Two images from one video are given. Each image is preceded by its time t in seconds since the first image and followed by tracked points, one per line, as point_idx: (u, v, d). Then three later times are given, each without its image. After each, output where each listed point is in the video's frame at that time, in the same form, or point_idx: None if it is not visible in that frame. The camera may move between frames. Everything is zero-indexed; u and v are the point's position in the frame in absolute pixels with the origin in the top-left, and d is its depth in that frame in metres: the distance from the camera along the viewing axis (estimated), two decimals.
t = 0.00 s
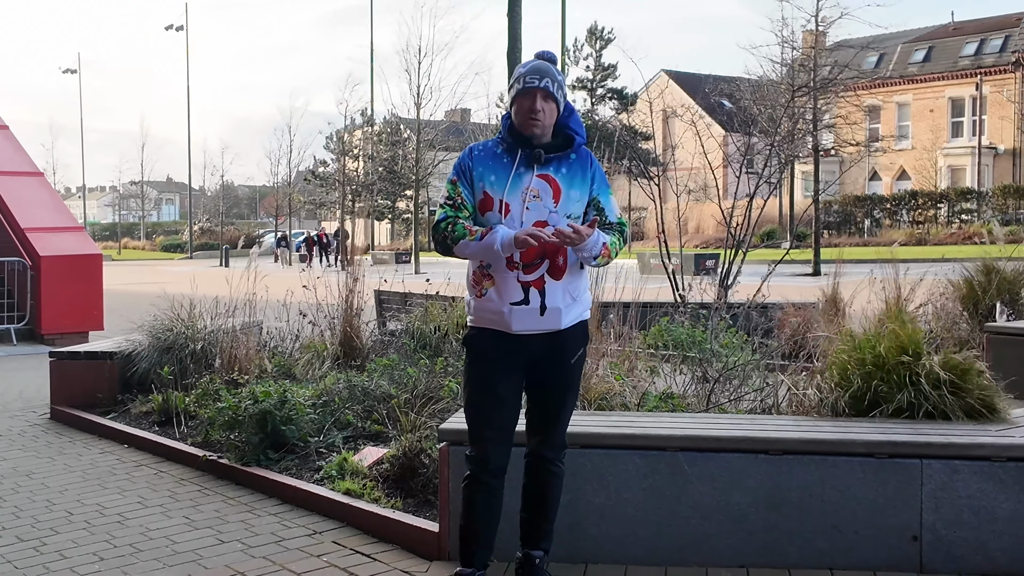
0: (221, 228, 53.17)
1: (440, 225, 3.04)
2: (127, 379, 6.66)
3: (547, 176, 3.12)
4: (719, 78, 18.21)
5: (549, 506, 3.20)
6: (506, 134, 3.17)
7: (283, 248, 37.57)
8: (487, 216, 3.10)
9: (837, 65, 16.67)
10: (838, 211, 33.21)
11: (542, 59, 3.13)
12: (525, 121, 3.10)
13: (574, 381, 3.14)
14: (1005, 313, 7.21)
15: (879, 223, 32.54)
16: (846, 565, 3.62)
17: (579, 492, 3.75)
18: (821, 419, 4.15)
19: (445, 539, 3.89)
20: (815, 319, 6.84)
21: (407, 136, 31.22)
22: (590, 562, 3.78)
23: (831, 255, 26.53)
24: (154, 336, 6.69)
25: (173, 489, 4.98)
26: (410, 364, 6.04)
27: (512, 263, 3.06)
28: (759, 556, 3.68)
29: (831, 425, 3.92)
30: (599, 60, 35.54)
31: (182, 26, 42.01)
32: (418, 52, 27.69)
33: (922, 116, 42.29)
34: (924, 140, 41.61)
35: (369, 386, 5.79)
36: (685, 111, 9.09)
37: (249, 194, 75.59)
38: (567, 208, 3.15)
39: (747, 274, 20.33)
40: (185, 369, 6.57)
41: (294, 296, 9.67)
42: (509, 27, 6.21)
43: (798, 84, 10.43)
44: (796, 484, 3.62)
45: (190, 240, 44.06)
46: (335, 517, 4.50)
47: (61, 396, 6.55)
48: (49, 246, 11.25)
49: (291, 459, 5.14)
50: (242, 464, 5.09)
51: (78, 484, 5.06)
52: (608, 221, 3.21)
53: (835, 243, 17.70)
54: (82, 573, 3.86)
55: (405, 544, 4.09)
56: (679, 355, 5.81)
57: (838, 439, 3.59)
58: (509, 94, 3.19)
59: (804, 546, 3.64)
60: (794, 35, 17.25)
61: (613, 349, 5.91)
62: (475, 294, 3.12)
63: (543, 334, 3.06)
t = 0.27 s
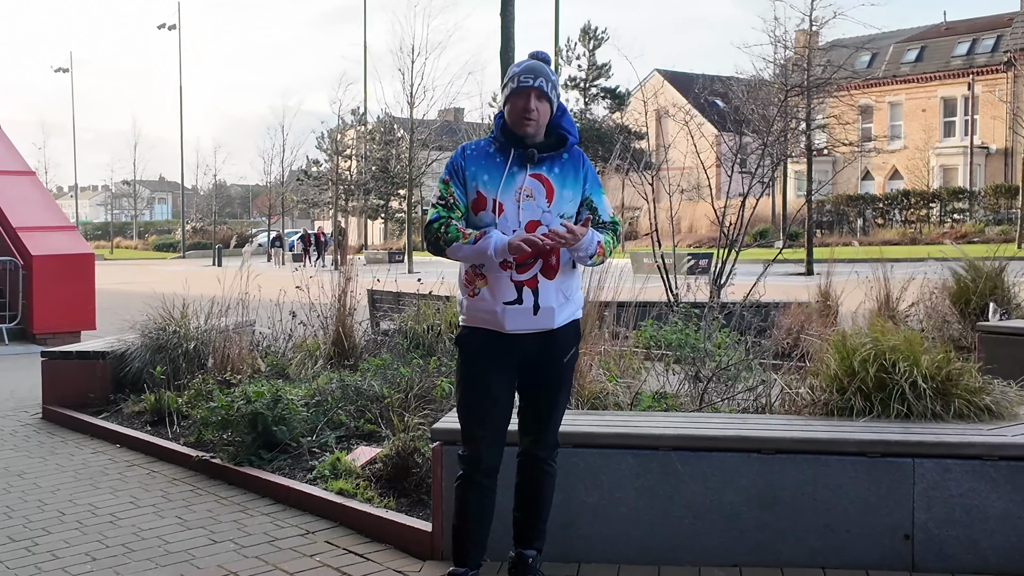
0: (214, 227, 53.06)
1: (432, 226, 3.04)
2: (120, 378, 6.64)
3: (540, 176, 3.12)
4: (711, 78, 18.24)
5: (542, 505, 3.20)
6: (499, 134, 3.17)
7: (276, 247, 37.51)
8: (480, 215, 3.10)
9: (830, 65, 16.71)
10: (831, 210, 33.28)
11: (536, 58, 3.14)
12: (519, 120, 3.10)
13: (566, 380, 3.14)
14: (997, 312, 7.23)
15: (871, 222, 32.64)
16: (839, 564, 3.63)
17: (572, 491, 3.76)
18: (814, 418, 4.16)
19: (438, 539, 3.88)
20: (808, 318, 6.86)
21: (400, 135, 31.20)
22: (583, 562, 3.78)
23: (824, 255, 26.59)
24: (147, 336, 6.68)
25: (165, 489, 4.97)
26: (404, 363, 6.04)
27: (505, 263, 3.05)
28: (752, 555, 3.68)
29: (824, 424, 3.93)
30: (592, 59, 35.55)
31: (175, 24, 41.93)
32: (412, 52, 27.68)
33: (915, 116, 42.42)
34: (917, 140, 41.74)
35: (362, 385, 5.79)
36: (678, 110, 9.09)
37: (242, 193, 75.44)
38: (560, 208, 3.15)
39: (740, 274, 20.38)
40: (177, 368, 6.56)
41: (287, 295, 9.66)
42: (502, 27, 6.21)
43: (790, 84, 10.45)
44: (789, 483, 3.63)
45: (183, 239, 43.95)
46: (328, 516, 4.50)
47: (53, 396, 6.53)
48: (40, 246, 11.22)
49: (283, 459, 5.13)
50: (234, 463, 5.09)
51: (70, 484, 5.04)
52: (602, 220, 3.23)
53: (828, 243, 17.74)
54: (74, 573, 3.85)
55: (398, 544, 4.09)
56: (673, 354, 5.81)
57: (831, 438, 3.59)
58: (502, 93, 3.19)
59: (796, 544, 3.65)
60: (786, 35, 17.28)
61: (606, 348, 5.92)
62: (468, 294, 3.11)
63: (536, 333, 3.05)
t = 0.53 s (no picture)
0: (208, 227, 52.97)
1: (426, 225, 3.04)
2: (113, 378, 6.63)
3: (536, 175, 3.12)
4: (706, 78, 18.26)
5: (537, 504, 3.21)
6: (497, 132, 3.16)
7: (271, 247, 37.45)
8: (476, 214, 3.10)
9: (824, 65, 16.73)
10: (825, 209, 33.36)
11: (534, 55, 3.13)
12: (520, 118, 3.10)
13: (561, 380, 3.14)
14: (991, 312, 7.25)
15: (866, 221, 32.70)
16: (833, 563, 3.64)
17: (567, 491, 3.76)
18: (809, 418, 4.17)
19: (433, 538, 3.88)
20: (802, 317, 6.87)
21: (395, 135, 31.18)
22: (578, 561, 3.78)
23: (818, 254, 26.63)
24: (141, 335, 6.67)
25: (160, 489, 4.97)
26: (398, 363, 6.04)
27: (500, 263, 3.06)
28: (746, 554, 3.69)
29: (818, 423, 3.94)
30: (587, 59, 35.56)
31: (170, 23, 41.86)
32: (407, 51, 27.68)
33: (909, 115, 42.52)
34: (911, 139, 41.83)
35: (357, 385, 5.78)
36: (673, 110, 9.10)
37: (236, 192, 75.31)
38: (556, 208, 3.15)
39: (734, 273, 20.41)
40: (172, 368, 6.55)
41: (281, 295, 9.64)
42: (497, 26, 6.21)
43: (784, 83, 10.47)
44: (783, 482, 3.64)
45: (177, 238, 43.85)
46: (322, 516, 4.49)
47: (47, 396, 6.51)
48: (34, 245, 11.19)
49: (278, 458, 5.13)
50: (229, 463, 5.08)
51: (64, 484, 5.03)
52: (597, 220, 3.23)
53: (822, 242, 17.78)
54: (69, 573, 3.84)
55: (393, 543, 4.08)
56: (668, 353, 5.81)
57: (826, 437, 3.60)
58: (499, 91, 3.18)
59: (791, 543, 3.65)
60: (780, 34, 17.31)
61: (601, 347, 5.93)
62: (463, 293, 3.11)
63: (531, 333, 3.06)
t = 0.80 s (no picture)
0: (205, 226, 52.93)
1: (425, 226, 3.02)
2: (111, 377, 6.62)
3: (537, 175, 3.13)
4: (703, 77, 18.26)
5: (535, 503, 3.21)
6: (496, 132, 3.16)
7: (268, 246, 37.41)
8: (477, 215, 3.09)
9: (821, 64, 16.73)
10: (822, 209, 33.39)
11: (533, 56, 3.13)
12: (521, 118, 3.10)
13: (559, 379, 3.14)
14: (988, 311, 7.24)
15: (863, 221, 32.72)
16: (831, 562, 3.64)
17: (564, 490, 3.76)
18: (806, 417, 4.17)
19: (431, 537, 3.88)
20: (799, 317, 6.88)
21: (392, 134, 31.16)
22: (576, 560, 3.78)
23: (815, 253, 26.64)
24: (139, 334, 6.67)
25: (157, 488, 4.96)
26: (396, 362, 6.05)
27: (501, 262, 3.06)
28: (744, 553, 3.69)
29: (816, 422, 3.94)
30: (584, 58, 35.55)
31: (167, 22, 41.82)
32: (405, 50, 27.67)
33: (906, 114, 42.55)
34: (908, 139, 41.86)
35: (354, 384, 5.78)
36: (670, 109, 9.10)
37: (233, 191, 75.40)
38: (556, 209, 3.16)
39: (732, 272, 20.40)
40: (169, 368, 6.55)
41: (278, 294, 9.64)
42: (495, 25, 6.21)
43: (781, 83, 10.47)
44: (780, 481, 3.64)
45: (174, 237, 43.79)
46: (320, 515, 4.49)
47: (44, 395, 6.50)
48: (32, 244, 11.17)
49: (275, 457, 5.12)
50: (226, 463, 5.08)
51: (61, 483, 5.03)
52: (595, 221, 3.24)
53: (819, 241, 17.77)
54: (66, 572, 3.84)
55: (390, 543, 4.08)
56: (665, 352, 5.81)
57: (823, 436, 3.60)
58: (498, 91, 3.17)
59: (788, 542, 3.66)
60: (777, 34, 17.30)
61: (598, 347, 5.94)
62: (462, 293, 3.10)
63: (532, 333, 3.06)
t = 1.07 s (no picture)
0: (203, 225, 52.88)
1: (424, 226, 3.02)
2: (108, 376, 6.62)
3: (535, 174, 3.13)
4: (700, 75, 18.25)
5: (532, 501, 3.21)
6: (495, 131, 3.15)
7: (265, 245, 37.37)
8: (477, 213, 3.09)
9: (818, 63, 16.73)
10: (820, 208, 33.39)
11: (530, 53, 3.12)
12: (520, 118, 3.09)
13: (558, 377, 3.14)
14: (986, 309, 7.25)
15: (860, 220, 32.76)
16: (828, 560, 3.64)
17: (562, 488, 3.76)
18: (803, 415, 4.18)
19: (429, 536, 3.88)
20: (797, 316, 6.89)
21: (390, 133, 31.14)
22: (573, 558, 3.79)
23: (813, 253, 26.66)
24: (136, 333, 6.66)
25: (155, 487, 4.96)
26: (393, 360, 6.05)
27: (501, 260, 3.06)
28: (741, 551, 3.69)
29: (813, 420, 3.95)
30: (581, 57, 35.54)
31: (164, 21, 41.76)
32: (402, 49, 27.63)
33: (903, 113, 42.59)
34: (906, 138, 41.89)
35: (351, 383, 5.77)
36: (667, 107, 9.09)
37: (230, 190, 75.34)
38: (555, 207, 3.16)
39: (730, 271, 20.40)
40: (166, 367, 6.55)
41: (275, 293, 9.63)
42: (492, 24, 6.20)
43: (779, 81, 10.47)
44: (778, 480, 3.64)
45: (171, 236, 43.75)
46: (318, 514, 4.49)
47: (41, 394, 6.50)
48: (29, 243, 11.16)
49: (273, 456, 5.12)
50: (223, 461, 5.08)
51: (58, 482, 5.02)
52: (594, 219, 3.25)
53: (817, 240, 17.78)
54: (63, 571, 3.84)
55: (388, 541, 4.08)
56: (663, 351, 5.81)
57: (820, 434, 3.60)
58: (496, 90, 3.15)
59: (785, 541, 3.66)
60: (775, 33, 17.31)
61: (597, 346, 5.94)
62: (461, 291, 3.10)
63: (531, 331, 3.06)
